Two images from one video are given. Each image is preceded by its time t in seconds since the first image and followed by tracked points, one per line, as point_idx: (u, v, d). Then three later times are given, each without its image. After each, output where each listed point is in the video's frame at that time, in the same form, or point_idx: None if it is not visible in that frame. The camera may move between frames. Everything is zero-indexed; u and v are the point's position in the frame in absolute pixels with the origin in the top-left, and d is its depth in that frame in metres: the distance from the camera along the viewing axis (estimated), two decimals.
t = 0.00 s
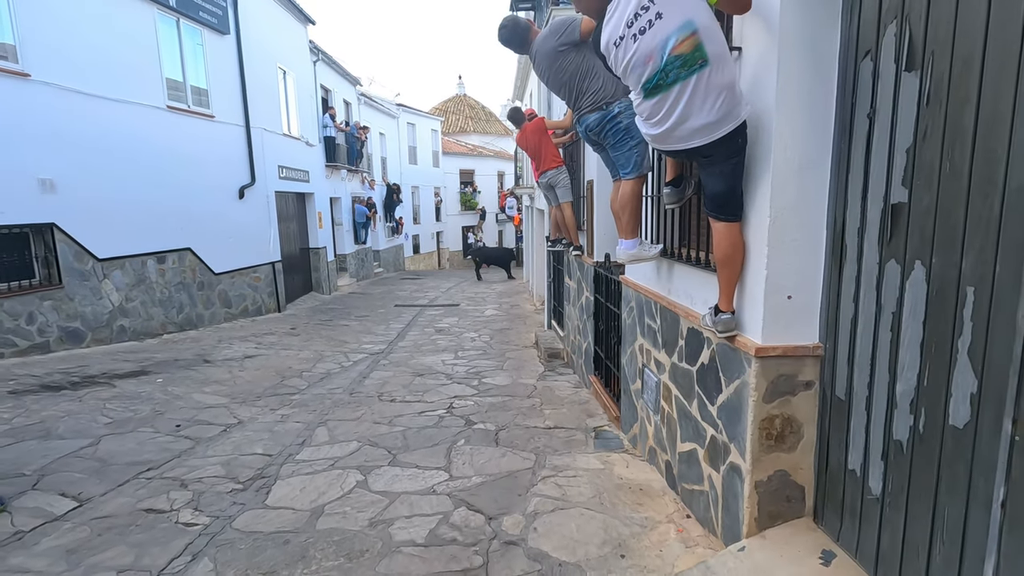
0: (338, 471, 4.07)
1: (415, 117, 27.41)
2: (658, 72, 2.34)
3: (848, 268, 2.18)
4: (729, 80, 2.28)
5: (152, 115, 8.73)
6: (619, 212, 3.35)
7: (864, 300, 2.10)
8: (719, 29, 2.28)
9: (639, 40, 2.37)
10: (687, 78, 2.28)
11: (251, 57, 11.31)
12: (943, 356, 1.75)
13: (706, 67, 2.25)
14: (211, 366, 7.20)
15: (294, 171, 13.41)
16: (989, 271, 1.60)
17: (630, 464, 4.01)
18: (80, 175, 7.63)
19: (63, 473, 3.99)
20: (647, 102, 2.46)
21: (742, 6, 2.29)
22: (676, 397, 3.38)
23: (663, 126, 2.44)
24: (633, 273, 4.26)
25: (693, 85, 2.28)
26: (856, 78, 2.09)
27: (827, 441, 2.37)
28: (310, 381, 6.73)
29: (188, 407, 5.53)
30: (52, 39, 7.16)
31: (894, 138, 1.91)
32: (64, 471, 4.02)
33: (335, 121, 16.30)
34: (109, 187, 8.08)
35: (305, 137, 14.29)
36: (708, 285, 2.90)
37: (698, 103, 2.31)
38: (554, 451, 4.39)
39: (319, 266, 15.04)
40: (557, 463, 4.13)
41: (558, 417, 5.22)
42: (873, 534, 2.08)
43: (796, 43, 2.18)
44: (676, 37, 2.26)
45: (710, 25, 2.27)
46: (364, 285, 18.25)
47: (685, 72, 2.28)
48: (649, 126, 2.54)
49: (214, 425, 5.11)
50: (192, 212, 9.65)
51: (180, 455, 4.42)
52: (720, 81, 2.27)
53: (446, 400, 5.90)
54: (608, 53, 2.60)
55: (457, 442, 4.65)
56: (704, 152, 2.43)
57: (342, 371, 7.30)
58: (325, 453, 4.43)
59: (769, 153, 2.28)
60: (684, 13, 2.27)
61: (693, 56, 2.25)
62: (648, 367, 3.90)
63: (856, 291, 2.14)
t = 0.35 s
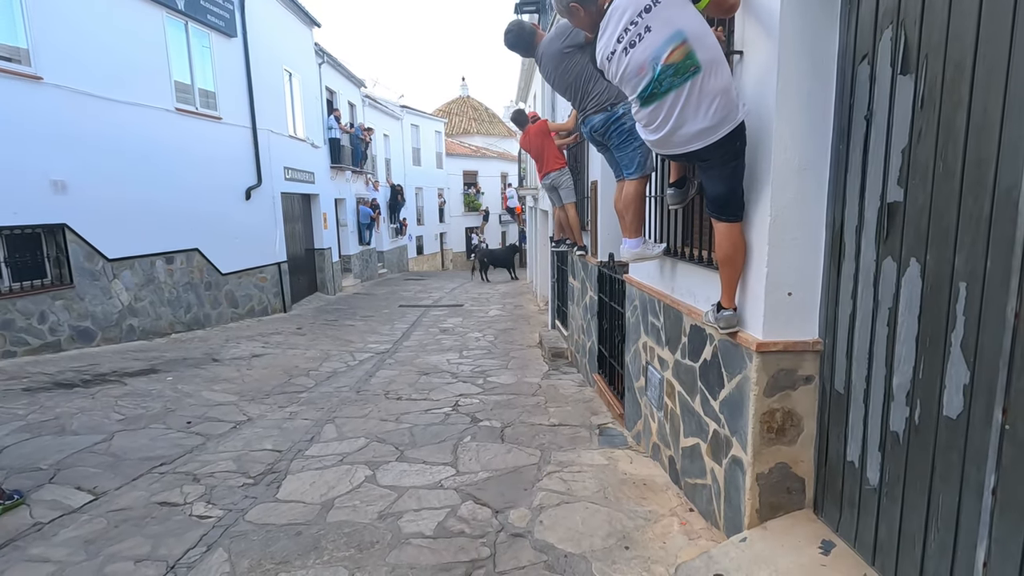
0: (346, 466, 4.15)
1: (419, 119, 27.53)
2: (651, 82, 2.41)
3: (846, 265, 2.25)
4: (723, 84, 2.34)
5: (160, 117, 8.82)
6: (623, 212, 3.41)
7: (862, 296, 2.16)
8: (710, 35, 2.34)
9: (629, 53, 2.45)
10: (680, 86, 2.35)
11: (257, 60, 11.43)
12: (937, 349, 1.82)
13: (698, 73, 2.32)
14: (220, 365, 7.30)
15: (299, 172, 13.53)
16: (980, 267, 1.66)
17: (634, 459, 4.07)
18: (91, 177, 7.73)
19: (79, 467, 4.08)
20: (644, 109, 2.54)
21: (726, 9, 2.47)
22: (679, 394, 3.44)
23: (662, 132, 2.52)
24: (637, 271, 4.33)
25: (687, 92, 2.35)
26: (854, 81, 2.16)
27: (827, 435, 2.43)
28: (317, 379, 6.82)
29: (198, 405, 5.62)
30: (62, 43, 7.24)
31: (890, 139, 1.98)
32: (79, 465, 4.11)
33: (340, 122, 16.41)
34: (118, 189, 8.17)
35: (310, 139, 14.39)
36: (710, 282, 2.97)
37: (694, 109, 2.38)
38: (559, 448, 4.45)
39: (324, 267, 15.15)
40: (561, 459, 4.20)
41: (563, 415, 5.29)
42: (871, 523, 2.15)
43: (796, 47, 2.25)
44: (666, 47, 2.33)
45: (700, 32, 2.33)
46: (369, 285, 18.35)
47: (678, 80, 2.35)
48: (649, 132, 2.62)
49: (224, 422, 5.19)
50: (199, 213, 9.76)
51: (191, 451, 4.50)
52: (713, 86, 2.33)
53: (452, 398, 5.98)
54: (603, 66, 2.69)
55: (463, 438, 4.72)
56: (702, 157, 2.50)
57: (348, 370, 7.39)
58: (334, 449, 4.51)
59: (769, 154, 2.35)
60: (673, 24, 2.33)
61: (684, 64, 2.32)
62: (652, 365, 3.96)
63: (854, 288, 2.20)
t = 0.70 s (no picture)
0: (347, 470, 4.14)
1: (421, 120, 27.55)
2: (645, 90, 2.42)
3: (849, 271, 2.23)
4: (717, 91, 2.35)
5: (162, 118, 8.84)
6: (625, 216, 3.41)
7: (865, 302, 2.15)
8: (702, 42, 2.34)
9: (622, 61, 2.46)
10: (674, 94, 2.35)
11: (259, 61, 11.45)
12: (941, 356, 1.80)
13: (691, 80, 2.32)
14: (222, 367, 7.31)
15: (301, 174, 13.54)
16: (984, 275, 1.65)
17: (635, 463, 4.06)
18: (93, 179, 7.75)
19: (81, 471, 4.08)
20: (639, 117, 2.54)
21: (720, 15, 2.46)
22: (681, 398, 3.43)
23: (657, 139, 2.52)
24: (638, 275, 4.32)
25: (681, 99, 2.36)
26: (856, 86, 2.15)
27: (829, 441, 2.42)
28: (319, 381, 6.82)
29: (199, 407, 5.63)
30: (64, 45, 7.26)
31: (893, 145, 1.97)
32: (81, 468, 4.11)
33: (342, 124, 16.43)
34: (120, 191, 8.18)
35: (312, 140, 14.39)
36: (711, 287, 2.97)
37: (688, 116, 2.38)
38: (561, 451, 4.44)
39: (326, 268, 15.17)
40: (563, 463, 4.19)
41: (565, 417, 5.28)
42: (874, 531, 2.13)
43: (798, 52, 2.23)
44: (659, 56, 2.34)
45: (692, 40, 2.33)
46: (371, 286, 18.37)
47: (671, 87, 2.35)
48: (644, 139, 2.62)
49: (225, 424, 5.19)
50: (202, 214, 9.78)
51: (193, 454, 4.50)
52: (707, 93, 2.34)
53: (453, 400, 5.97)
54: (597, 74, 2.70)
55: (464, 441, 4.71)
56: (698, 163, 2.50)
57: (350, 372, 7.39)
58: (335, 452, 4.50)
59: (771, 160, 2.34)
60: (665, 32, 2.33)
61: (678, 72, 2.33)
62: (653, 369, 3.95)
63: (857, 294, 2.19)
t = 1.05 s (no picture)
0: (349, 471, 4.12)
1: (423, 120, 27.57)
2: (641, 90, 2.40)
3: (856, 271, 2.21)
4: (714, 91, 2.32)
5: (164, 119, 8.84)
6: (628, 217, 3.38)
7: (872, 302, 2.12)
8: (699, 42, 2.32)
9: (618, 62, 2.45)
10: (670, 94, 2.33)
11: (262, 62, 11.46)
12: (950, 358, 1.77)
13: (688, 81, 2.30)
14: (224, 367, 7.30)
15: (303, 174, 13.55)
16: (995, 275, 1.62)
17: (638, 464, 4.04)
18: (95, 179, 7.75)
19: (82, 471, 4.07)
20: (636, 117, 2.51)
21: (718, 15, 2.44)
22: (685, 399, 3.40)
23: (654, 140, 2.49)
24: (641, 275, 4.30)
25: (677, 99, 2.34)
26: (863, 84, 2.12)
27: (836, 443, 2.39)
28: (321, 382, 6.81)
29: (201, 408, 5.62)
30: (66, 45, 7.26)
31: (900, 143, 1.94)
32: (83, 469, 4.10)
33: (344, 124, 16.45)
34: (122, 191, 8.18)
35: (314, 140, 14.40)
36: (715, 287, 2.95)
37: (685, 116, 2.36)
38: (563, 452, 4.42)
39: (328, 268, 15.17)
40: (565, 464, 4.16)
41: (567, 418, 5.26)
42: (881, 535, 2.10)
43: (804, 49, 2.21)
44: (654, 56, 2.32)
45: (689, 40, 2.31)
46: (373, 286, 18.37)
47: (668, 88, 2.33)
48: (642, 139, 2.59)
49: (227, 425, 5.19)
50: (204, 214, 9.78)
51: (194, 454, 4.49)
52: (704, 93, 2.31)
53: (455, 401, 5.96)
54: (595, 75, 2.69)
55: (466, 442, 4.70)
56: (696, 163, 2.47)
57: (352, 372, 7.38)
58: (337, 453, 4.49)
59: (776, 159, 2.32)
60: (661, 33, 2.32)
61: (674, 72, 2.31)
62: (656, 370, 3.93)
63: (864, 294, 2.16)
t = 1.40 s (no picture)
0: (349, 471, 4.12)
1: (424, 120, 27.59)
2: (636, 90, 2.41)
3: (857, 270, 2.20)
4: (709, 90, 2.32)
5: (165, 119, 8.85)
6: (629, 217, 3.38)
7: (873, 301, 2.11)
8: (694, 42, 2.31)
9: (614, 61, 2.46)
10: (665, 94, 2.34)
11: (263, 62, 11.47)
12: (952, 357, 1.77)
13: (682, 80, 2.30)
14: (225, 367, 7.31)
15: (304, 174, 13.56)
16: (997, 275, 1.61)
17: (638, 464, 4.04)
18: (96, 179, 7.76)
19: (83, 471, 4.08)
20: (632, 117, 2.52)
21: (714, 15, 2.42)
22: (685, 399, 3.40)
23: (650, 139, 2.50)
24: (642, 276, 4.30)
25: (671, 98, 2.34)
26: (864, 82, 2.12)
27: (837, 442, 2.38)
28: (321, 381, 6.82)
29: (202, 407, 5.63)
30: (67, 45, 7.27)
31: (902, 141, 1.93)
32: (83, 468, 4.10)
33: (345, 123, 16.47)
34: (123, 191, 8.19)
35: (315, 140, 14.41)
36: (715, 286, 2.95)
37: (680, 116, 2.35)
38: (563, 451, 4.42)
39: (329, 268, 15.19)
40: (565, 464, 4.16)
41: (568, 418, 5.26)
42: (882, 535, 2.10)
43: (805, 48, 2.20)
44: (648, 56, 2.33)
45: (684, 39, 2.30)
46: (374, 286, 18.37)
47: (662, 87, 2.33)
48: (638, 139, 2.59)
49: (228, 424, 5.19)
50: (204, 214, 9.78)
51: (195, 454, 4.49)
52: (699, 92, 2.31)
53: (456, 400, 5.96)
54: (592, 74, 2.69)
55: (467, 442, 4.69)
56: (693, 161, 2.46)
57: (353, 372, 7.38)
58: (337, 453, 4.48)
59: (777, 159, 2.31)
60: (656, 32, 2.32)
61: (668, 72, 2.31)
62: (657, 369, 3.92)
63: (865, 293, 2.15)
